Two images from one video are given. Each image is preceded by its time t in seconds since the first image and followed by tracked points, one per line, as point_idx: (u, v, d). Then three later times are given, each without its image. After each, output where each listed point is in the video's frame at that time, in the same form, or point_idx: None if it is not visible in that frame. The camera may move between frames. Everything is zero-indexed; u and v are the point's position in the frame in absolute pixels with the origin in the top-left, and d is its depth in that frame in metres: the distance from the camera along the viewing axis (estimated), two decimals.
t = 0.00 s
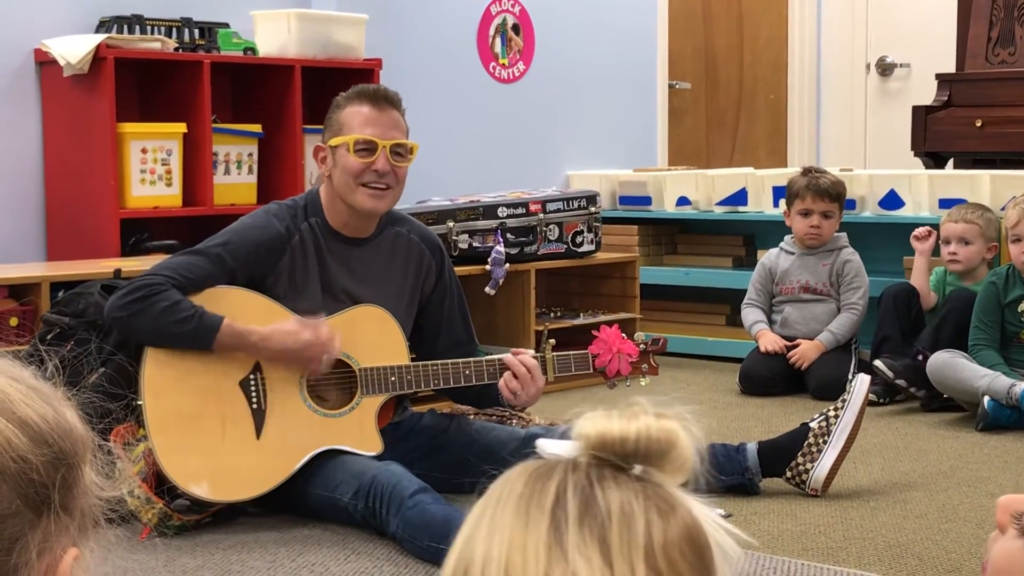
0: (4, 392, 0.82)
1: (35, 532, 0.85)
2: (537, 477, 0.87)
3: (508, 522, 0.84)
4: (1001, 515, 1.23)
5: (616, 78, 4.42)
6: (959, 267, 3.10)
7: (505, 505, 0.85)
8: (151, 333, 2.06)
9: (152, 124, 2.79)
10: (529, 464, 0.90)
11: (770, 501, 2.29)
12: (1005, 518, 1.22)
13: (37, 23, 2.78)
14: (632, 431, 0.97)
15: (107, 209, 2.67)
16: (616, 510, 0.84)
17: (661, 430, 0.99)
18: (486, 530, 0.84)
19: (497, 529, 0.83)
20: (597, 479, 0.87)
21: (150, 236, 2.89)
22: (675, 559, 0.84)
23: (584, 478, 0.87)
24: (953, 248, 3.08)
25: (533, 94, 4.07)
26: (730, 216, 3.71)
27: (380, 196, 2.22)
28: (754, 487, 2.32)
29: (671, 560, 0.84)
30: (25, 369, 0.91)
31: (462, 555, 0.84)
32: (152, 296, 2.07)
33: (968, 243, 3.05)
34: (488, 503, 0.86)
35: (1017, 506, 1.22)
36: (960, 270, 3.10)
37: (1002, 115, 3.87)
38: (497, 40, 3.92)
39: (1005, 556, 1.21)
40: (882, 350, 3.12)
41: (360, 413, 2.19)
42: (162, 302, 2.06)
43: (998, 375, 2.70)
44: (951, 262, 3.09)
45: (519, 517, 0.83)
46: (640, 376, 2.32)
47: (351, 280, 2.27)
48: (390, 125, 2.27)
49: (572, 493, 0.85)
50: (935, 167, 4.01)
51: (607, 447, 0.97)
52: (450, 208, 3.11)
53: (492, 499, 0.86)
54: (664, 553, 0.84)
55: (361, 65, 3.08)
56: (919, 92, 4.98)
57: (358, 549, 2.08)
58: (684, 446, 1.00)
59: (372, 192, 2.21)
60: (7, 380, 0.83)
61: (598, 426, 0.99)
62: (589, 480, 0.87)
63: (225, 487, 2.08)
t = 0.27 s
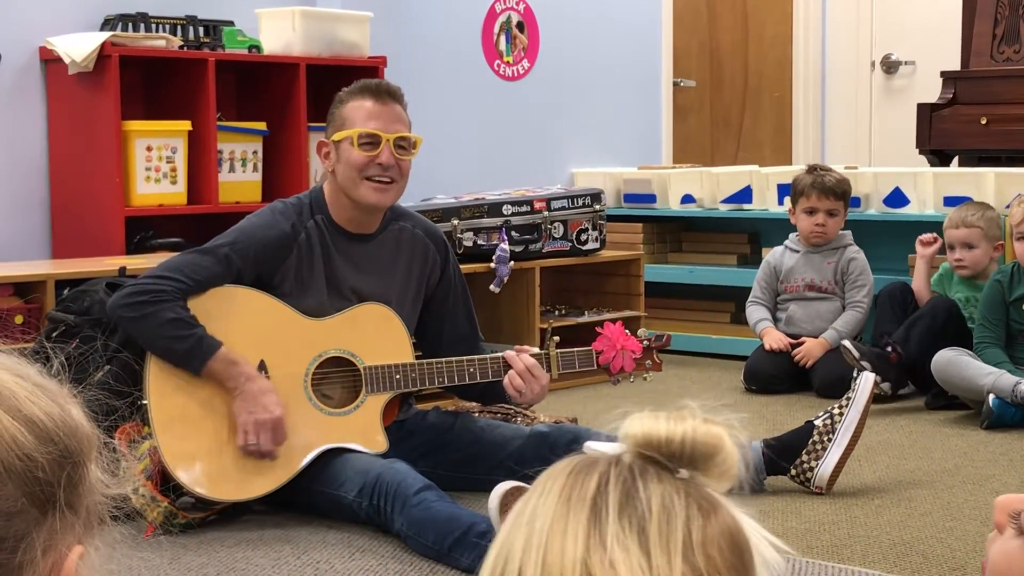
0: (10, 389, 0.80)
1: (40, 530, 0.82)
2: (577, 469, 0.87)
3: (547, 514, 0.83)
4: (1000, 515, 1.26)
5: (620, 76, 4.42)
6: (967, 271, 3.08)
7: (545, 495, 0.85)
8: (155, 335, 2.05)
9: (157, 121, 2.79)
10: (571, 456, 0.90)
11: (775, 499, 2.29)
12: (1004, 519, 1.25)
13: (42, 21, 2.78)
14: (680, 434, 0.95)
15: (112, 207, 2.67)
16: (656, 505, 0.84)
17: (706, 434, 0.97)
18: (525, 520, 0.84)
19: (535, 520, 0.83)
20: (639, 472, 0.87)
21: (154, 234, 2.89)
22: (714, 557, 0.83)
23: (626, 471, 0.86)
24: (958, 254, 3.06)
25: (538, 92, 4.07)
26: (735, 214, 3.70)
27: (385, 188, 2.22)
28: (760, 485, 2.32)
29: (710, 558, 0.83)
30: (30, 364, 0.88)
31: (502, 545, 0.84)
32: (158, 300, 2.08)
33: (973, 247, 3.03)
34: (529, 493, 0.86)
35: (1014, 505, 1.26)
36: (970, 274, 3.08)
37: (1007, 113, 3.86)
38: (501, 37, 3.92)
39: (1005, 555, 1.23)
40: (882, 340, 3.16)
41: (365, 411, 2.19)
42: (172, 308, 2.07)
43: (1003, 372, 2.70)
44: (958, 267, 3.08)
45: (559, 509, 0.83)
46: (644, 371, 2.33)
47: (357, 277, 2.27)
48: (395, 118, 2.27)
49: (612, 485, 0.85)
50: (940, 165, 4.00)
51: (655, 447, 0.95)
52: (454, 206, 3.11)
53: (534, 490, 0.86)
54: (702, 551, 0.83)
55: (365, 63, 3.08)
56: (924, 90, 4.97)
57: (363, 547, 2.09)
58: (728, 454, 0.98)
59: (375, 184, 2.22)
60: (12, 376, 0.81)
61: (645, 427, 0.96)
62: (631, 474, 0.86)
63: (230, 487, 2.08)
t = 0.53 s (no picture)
0: (15, 387, 0.79)
1: (45, 529, 0.81)
2: (598, 461, 0.89)
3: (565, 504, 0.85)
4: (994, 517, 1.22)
5: (626, 74, 4.41)
6: (976, 273, 3.05)
7: (565, 486, 0.87)
8: (162, 334, 2.06)
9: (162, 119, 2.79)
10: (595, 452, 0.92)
11: (781, 497, 2.29)
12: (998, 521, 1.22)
13: (49, 20, 2.79)
14: (711, 435, 0.96)
15: (118, 205, 2.68)
16: (674, 498, 0.85)
17: (736, 436, 0.97)
18: (545, 510, 0.86)
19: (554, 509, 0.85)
20: (661, 467, 0.88)
21: (160, 232, 2.90)
22: (729, 553, 0.84)
23: (647, 465, 0.88)
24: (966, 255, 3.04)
25: (544, 90, 4.08)
26: (740, 212, 3.71)
27: (382, 198, 2.22)
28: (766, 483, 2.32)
29: (724, 554, 0.83)
30: (36, 364, 0.88)
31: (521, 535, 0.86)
32: (166, 295, 2.07)
33: (981, 248, 3.01)
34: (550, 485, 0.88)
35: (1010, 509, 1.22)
36: (977, 275, 3.05)
37: (1013, 110, 3.86)
38: (507, 35, 3.92)
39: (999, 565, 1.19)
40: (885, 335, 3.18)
41: (370, 409, 2.19)
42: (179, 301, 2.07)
43: (1009, 370, 2.70)
44: (966, 269, 3.05)
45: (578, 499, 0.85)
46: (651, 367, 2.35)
47: (362, 273, 2.28)
48: (394, 128, 2.27)
49: (630, 476, 0.86)
50: (945, 163, 4.00)
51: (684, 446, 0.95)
52: (460, 204, 3.11)
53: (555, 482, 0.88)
54: (718, 547, 0.83)
55: (371, 61, 3.09)
56: (929, 87, 4.97)
57: (369, 544, 2.09)
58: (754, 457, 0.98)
59: (373, 192, 2.21)
60: (19, 375, 0.80)
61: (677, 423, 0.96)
62: (650, 469, 0.87)
63: (236, 483, 2.09)
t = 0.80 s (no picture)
0: (17, 383, 0.78)
1: (47, 527, 0.80)
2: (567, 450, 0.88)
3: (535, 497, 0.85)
4: (997, 515, 1.18)
5: (629, 71, 4.41)
6: (972, 266, 3.05)
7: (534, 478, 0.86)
8: (166, 330, 2.07)
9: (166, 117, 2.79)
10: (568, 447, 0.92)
11: (785, 495, 2.29)
12: (1001, 519, 1.17)
13: (52, 18, 2.79)
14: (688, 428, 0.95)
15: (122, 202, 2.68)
16: (649, 482, 0.83)
17: (714, 424, 0.97)
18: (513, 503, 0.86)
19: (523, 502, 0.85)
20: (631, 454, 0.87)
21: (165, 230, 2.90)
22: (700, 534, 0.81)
23: (623, 451, 0.87)
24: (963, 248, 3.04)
25: (547, 88, 4.07)
26: (743, 209, 3.71)
27: (389, 195, 2.22)
28: (769, 480, 2.32)
29: (701, 537, 0.81)
30: (38, 359, 0.86)
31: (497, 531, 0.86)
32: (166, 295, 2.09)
33: (978, 242, 3.01)
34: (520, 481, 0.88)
35: (1013, 506, 1.18)
36: (974, 269, 3.05)
37: (1017, 108, 3.85)
38: (510, 33, 3.91)
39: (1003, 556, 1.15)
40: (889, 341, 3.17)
41: (372, 406, 2.20)
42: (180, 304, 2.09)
43: (1013, 368, 2.70)
44: (963, 262, 3.05)
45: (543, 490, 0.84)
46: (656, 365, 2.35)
47: (364, 270, 2.28)
48: (400, 125, 2.27)
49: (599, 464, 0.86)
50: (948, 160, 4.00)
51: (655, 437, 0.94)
52: (464, 201, 3.11)
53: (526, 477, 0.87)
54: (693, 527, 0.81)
55: (375, 59, 3.09)
56: (933, 84, 4.97)
57: (373, 542, 2.09)
58: (730, 448, 0.97)
59: (380, 188, 2.22)
60: (22, 373, 0.79)
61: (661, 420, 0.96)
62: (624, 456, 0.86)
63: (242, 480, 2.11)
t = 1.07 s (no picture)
0: (15, 384, 0.77)
1: (46, 527, 0.80)
2: (547, 490, 0.68)
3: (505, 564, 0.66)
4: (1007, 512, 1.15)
5: (631, 69, 4.41)
6: (962, 260, 3.05)
7: (500, 523, 0.68)
8: (169, 331, 2.07)
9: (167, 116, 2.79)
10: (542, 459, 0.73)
11: (787, 493, 2.29)
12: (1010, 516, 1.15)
13: (54, 17, 2.79)
14: (712, 492, 0.71)
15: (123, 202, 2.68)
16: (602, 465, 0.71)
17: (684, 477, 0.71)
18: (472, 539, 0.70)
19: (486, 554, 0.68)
20: (634, 527, 0.66)
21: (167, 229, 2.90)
22: None
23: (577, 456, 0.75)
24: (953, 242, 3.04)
25: (549, 86, 4.07)
26: (745, 207, 3.70)
27: (390, 190, 2.22)
28: (771, 478, 2.32)
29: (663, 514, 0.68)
30: (35, 357, 0.87)
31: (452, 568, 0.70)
32: (167, 294, 2.10)
33: (967, 236, 3.01)
34: (479, 507, 0.70)
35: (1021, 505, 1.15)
36: (965, 263, 3.06)
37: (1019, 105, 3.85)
38: (512, 31, 3.91)
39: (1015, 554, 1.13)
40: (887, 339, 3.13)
41: (376, 404, 2.20)
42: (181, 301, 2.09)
43: (1016, 365, 2.70)
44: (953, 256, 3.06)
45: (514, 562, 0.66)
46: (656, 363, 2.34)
47: (367, 268, 2.28)
48: (403, 120, 2.27)
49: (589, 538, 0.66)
50: (951, 157, 4.00)
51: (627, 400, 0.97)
52: (465, 200, 3.11)
53: (487, 506, 0.70)
54: None
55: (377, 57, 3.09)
56: (935, 81, 4.97)
57: (375, 540, 2.09)
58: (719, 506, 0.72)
59: (380, 184, 2.22)
60: (22, 374, 0.79)
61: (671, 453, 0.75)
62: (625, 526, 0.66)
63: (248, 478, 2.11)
